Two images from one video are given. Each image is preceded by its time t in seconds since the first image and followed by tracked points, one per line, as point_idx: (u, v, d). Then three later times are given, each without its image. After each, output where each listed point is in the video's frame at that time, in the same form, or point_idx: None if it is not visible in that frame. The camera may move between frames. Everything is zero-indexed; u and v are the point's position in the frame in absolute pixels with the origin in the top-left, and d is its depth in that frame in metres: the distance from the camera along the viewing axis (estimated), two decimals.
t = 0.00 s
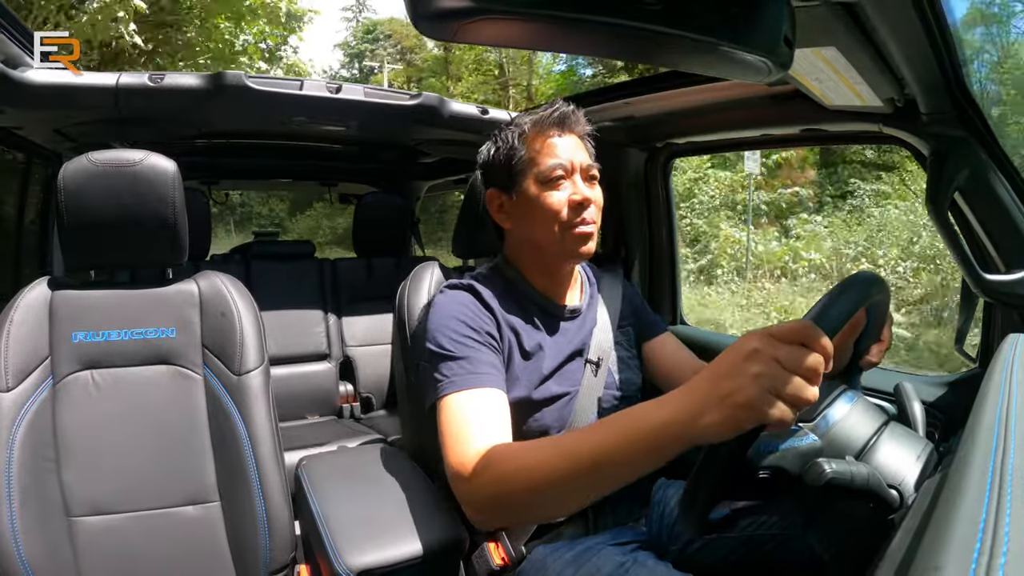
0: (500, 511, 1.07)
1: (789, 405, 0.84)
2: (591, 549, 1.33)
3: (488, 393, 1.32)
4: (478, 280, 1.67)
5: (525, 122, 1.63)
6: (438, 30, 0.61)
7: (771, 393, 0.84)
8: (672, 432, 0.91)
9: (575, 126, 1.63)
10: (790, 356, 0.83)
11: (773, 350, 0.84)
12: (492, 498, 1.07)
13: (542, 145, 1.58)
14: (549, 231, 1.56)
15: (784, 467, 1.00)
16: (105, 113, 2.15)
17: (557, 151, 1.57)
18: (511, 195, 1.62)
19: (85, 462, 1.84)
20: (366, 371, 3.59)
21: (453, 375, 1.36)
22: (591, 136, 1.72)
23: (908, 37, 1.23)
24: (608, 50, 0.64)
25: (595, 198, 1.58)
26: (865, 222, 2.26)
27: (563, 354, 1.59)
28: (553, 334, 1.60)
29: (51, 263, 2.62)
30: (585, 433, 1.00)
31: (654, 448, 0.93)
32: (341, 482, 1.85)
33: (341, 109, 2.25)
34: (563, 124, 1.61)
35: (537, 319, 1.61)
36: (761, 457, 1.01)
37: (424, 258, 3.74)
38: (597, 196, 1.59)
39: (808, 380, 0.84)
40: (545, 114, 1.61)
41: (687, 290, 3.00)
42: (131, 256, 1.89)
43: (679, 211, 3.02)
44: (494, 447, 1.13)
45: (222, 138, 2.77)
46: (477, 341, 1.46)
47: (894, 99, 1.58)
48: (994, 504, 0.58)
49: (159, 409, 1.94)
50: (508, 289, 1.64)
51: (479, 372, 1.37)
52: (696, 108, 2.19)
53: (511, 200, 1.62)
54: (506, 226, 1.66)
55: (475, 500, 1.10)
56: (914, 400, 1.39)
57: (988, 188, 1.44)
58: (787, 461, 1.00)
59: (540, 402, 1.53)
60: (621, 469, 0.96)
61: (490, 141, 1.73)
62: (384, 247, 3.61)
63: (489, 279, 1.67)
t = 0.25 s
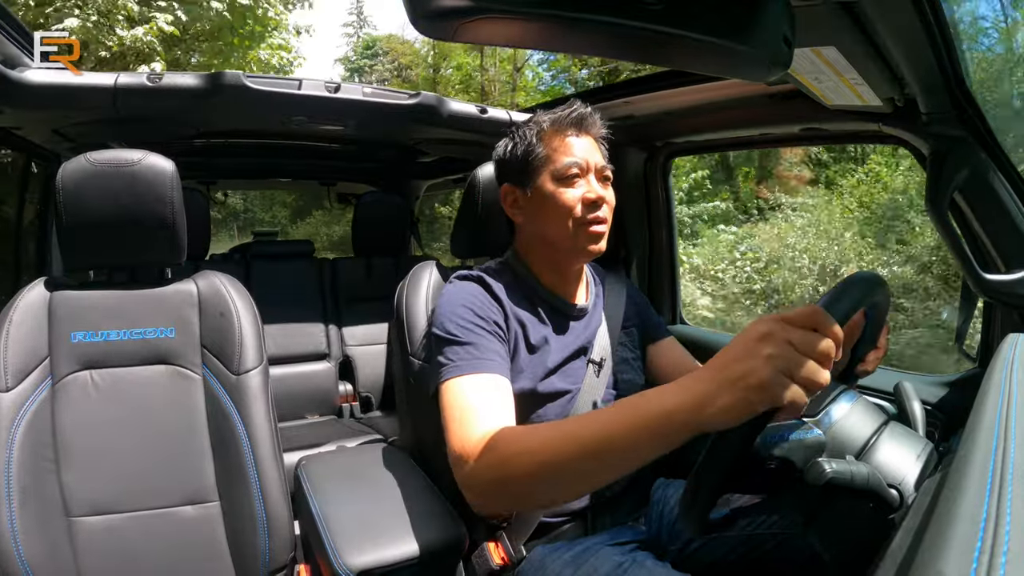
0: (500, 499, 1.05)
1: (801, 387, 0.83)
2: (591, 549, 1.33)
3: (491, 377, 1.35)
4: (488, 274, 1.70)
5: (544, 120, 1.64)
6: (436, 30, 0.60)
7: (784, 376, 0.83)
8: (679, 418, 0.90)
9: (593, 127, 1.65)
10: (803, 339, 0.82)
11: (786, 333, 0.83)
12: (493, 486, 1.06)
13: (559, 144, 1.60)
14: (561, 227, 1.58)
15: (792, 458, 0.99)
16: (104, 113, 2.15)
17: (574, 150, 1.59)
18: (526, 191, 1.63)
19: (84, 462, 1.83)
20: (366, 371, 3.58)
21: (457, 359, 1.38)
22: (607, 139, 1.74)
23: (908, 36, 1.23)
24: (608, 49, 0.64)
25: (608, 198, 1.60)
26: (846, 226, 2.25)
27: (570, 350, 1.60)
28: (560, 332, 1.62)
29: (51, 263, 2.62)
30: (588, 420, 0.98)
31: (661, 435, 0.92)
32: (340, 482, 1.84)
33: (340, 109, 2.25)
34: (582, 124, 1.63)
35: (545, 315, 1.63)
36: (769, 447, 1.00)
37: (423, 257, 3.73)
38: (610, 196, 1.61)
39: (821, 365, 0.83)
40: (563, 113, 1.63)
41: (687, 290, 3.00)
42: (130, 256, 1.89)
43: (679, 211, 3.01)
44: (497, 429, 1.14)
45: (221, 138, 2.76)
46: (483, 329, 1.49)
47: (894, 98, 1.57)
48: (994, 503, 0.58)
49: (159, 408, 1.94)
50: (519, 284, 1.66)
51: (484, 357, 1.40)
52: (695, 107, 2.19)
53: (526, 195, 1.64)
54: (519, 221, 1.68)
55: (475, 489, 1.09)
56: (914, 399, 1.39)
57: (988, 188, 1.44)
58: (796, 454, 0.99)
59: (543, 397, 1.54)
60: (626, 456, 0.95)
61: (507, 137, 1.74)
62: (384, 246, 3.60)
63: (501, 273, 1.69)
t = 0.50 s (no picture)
0: (508, 491, 1.06)
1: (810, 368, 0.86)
2: (590, 550, 1.34)
3: (494, 379, 1.35)
4: (485, 275, 1.70)
5: (538, 120, 1.64)
6: (439, 30, 0.61)
7: (794, 355, 0.86)
8: (691, 401, 0.92)
9: (588, 127, 1.65)
10: (814, 321, 0.85)
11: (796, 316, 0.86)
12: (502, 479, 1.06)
13: (554, 145, 1.60)
14: (557, 229, 1.58)
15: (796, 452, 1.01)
16: (105, 114, 2.15)
17: (570, 151, 1.59)
18: (523, 192, 1.63)
19: (85, 461, 1.84)
20: (366, 371, 3.59)
21: (460, 362, 1.39)
22: (601, 138, 1.74)
23: (910, 37, 1.23)
24: (610, 50, 0.65)
25: (605, 198, 1.60)
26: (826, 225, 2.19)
27: (569, 350, 1.60)
28: (558, 331, 1.62)
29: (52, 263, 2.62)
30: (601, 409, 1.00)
31: (672, 420, 0.94)
32: (340, 482, 1.85)
33: (342, 109, 2.26)
34: (576, 124, 1.63)
35: (543, 316, 1.63)
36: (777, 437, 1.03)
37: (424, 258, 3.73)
38: (606, 197, 1.61)
39: (830, 347, 0.86)
40: (559, 114, 1.63)
41: (687, 291, 3.00)
42: (132, 255, 1.89)
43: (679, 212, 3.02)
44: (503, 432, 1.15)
45: (222, 138, 2.77)
46: (485, 331, 1.49)
47: (894, 100, 1.58)
48: (993, 504, 0.59)
49: (160, 408, 1.94)
50: (517, 286, 1.66)
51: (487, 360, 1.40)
52: (696, 108, 2.19)
53: (522, 197, 1.64)
54: (515, 223, 1.68)
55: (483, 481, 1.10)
56: (914, 401, 1.39)
57: (988, 188, 1.45)
58: (802, 447, 1.02)
59: (541, 399, 1.54)
60: (637, 445, 0.96)
61: (503, 139, 1.74)
62: (384, 247, 3.61)
63: (498, 275, 1.70)
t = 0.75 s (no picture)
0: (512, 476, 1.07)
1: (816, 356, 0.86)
2: (590, 550, 1.33)
3: (505, 364, 1.35)
4: (495, 270, 1.70)
5: (546, 123, 1.64)
6: (438, 29, 0.60)
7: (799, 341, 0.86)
8: (693, 389, 0.92)
9: (594, 130, 1.65)
10: (822, 310, 0.85)
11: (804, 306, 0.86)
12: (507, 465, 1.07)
13: (560, 146, 1.60)
14: (565, 228, 1.59)
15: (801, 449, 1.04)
16: (105, 114, 2.15)
17: (575, 151, 1.60)
18: (530, 192, 1.64)
19: (85, 462, 1.84)
20: (366, 371, 3.59)
21: (471, 348, 1.39)
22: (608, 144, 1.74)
23: (911, 37, 1.23)
24: (610, 50, 0.64)
25: (610, 198, 1.61)
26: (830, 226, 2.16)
27: (574, 343, 1.60)
28: (564, 323, 1.63)
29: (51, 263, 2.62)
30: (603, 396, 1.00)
31: (674, 408, 0.94)
32: (340, 482, 1.85)
33: (341, 109, 2.26)
34: (582, 128, 1.63)
35: (550, 309, 1.63)
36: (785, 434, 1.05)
37: (423, 258, 3.73)
38: (612, 196, 1.61)
39: (835, 336, 0.86)
40: (565, 117, 1.62)
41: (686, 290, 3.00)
42: (132, 256, 1.89)
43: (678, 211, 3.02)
44: (513, 414, 1.15)
45: (221, 138, 2.77)
46: (494, 319, 1.50)
47: (895, 100, 1.58)
48: (994, 504, 0.58)
49: (160, 408, 1.94)
50: (523, 281, 1.67)
51: (498, 345, 1.40)
52: (696, 108, 2.19)
53: (531, 196, 1.65)
54: (524, 221, 1.69)
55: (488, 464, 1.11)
56: (914, 400, 1.39)
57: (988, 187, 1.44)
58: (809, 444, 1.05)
59: (547, 388, 1.54)
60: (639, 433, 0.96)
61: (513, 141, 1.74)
62: (384, 247, 3.61)
63: (506, 270, 1.70)
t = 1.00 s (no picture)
0: (502, 450, 1.14)
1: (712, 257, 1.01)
2: (590, 550, 1.34)
3: (499, 355, 1.38)
4: (507, 263, 1.71)
5: (571, 126, 1.63)
6: (439, 29, 0.61)
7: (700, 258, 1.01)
8: (646, 334, 1.05)
9: (615, 138, 1.64)
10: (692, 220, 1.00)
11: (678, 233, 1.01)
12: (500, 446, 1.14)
13: (582, 148, 1.59)
14: (580, 228, 1.56)
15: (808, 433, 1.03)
16: (104, 114, 2.15)
17: (598, 155, 1.58)
18: (549, 191, 1.62)
19: (85, 461, 1.84)
20: (366, 371, 3.59)
21: (469, 336, 1.41)
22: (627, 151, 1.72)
23: (911, 37, 1.23)
24: (609, 49, 0.65)
25: (626, 203, 1.58)
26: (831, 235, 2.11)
27: (576, 342, 1.62)
28: (569, 322, 1.64)
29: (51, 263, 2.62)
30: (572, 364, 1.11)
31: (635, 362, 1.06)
32: (340, 482, 1.85)
33: (341, 109, 2.26)
34: (604, 134, 1.61)
35: (556, 305, 1.64)
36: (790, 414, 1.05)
37: (423, 259, 3.73)
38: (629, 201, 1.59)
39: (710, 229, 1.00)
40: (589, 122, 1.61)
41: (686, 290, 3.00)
42: (132, 256, 1.89)
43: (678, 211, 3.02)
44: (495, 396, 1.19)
45: (221, 138, 2.77)
46: (496, 311, 1.51)
47: (895, 100, 1.58)
48: (994, 504, 0.58)
49: (161, 408, 1.94)
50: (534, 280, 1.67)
51: (497, 337, 1.43)
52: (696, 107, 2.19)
53: (548, 194, 1.62)
54: (540, 220, 1.67)
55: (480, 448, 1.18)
56: (914, 400, 1.40)
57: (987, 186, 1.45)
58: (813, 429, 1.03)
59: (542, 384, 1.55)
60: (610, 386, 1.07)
61: (536, 142, 1.73)
62: (383, 247, 3.61)
63: (516, 266, 1.70)
